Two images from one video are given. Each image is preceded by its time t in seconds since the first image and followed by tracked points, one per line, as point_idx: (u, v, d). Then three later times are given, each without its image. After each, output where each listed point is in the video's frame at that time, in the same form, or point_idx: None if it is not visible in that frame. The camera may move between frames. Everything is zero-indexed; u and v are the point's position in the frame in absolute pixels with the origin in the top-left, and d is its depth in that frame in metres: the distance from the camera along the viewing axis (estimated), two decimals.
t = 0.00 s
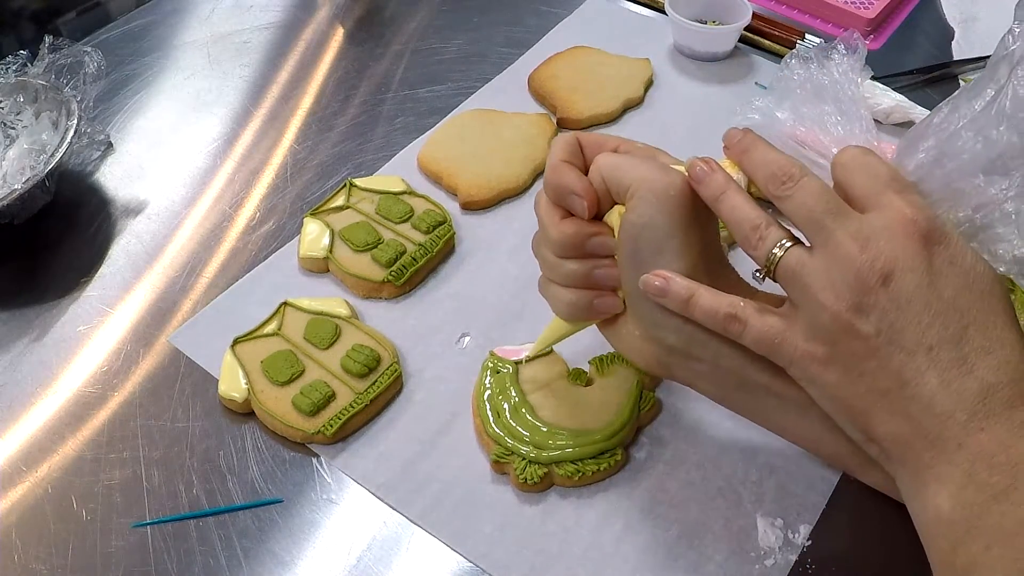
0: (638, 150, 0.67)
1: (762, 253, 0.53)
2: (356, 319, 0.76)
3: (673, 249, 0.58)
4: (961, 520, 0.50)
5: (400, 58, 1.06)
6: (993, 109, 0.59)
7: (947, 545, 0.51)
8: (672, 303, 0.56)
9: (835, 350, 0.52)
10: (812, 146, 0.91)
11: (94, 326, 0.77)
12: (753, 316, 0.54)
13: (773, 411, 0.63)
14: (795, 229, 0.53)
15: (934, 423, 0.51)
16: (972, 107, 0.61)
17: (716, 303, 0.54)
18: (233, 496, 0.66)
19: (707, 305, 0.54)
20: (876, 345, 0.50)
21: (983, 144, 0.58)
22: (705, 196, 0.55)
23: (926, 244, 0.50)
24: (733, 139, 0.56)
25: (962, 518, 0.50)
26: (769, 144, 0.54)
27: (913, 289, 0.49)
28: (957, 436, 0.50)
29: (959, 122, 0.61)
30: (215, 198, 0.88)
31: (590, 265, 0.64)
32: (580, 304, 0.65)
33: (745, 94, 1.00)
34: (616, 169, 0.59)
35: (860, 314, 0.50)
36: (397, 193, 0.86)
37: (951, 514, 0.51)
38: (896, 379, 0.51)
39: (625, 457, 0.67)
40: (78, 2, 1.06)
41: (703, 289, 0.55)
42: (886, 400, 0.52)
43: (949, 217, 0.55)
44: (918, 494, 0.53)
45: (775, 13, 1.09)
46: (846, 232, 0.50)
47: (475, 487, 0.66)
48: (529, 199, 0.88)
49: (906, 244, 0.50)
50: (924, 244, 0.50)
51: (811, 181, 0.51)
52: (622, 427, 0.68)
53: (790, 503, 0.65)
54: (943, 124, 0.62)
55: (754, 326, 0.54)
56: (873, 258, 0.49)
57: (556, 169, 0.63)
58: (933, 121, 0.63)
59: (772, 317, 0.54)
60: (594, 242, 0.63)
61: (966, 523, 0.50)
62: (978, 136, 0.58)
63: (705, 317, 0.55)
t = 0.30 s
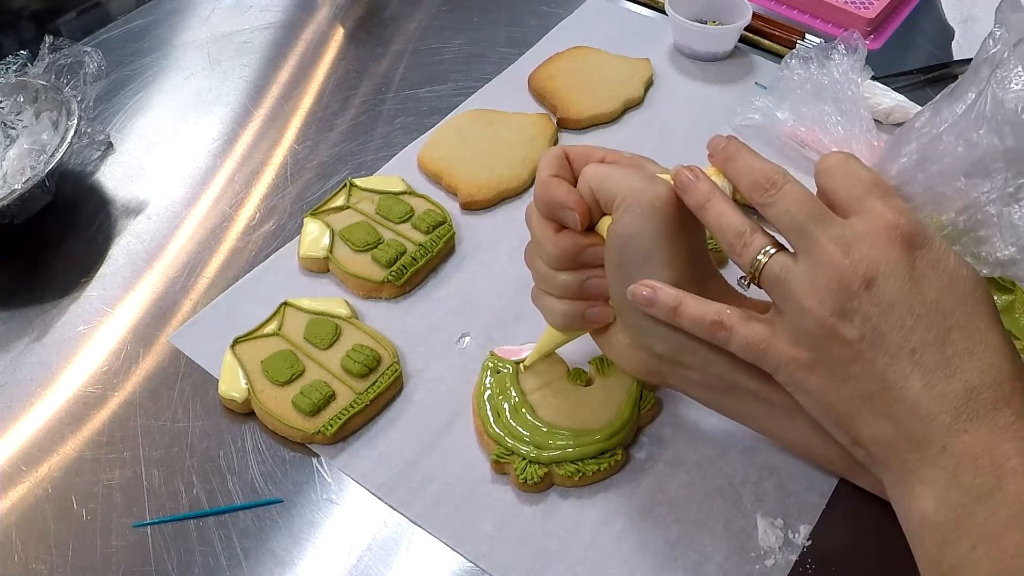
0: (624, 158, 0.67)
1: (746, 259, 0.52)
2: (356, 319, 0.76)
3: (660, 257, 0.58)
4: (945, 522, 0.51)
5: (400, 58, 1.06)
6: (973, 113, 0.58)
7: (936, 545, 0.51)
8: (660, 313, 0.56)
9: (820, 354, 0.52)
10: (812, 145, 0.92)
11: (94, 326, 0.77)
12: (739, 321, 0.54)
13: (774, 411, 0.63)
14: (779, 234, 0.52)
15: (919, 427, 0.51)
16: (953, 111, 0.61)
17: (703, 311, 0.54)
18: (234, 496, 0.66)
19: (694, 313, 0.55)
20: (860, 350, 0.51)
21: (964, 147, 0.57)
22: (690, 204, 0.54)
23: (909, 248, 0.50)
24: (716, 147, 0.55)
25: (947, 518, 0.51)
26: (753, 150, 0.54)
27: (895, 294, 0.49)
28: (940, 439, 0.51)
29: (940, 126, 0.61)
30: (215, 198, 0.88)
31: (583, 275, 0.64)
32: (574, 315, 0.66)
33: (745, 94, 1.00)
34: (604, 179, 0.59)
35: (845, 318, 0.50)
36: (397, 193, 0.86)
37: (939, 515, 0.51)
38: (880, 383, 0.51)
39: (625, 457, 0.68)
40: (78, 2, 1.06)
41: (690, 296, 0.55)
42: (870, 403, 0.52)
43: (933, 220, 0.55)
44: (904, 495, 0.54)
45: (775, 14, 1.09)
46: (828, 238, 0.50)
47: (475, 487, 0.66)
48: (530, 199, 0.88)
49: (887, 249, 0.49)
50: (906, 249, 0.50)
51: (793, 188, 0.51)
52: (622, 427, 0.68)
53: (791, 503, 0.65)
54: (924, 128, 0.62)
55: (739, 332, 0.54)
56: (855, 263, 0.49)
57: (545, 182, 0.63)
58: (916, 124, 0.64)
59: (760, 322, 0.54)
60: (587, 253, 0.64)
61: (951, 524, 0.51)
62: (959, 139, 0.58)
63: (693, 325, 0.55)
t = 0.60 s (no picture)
0: (624, 154, 0.66)
1: (746, 254, 0.52)
2: (356, 319, 0.76)
3: (660, 253, 0.58)
4: (944, 519, 0.51)
5: (400, 58, 1.06)
6: (971, 109, 0.56)
7: (932, 542, 0.52)
8: (659, 308, 0.56)
9: (819, 350, 0.52)
10: (812, 145, 0.92)
11: (94, 326, 0.77)
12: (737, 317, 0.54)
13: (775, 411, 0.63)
14: (778, 230, 0.52)
15: (919, 424, 0.51)
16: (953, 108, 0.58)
17: (703, 307, 0.54)
18: (234, 496, 0.66)
19: (693, 309, 0.54)
20: (858, 346, 0.51)
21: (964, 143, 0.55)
22: (689, 198, 0.54)
23: (908, 244, 0.50)
24: (716, 142, 0.55)
25: (945, 515, 0.51)
26: (753, 145, 0.54)
27: (894, 290, 0.49)
28: (939, 435, 0.51)
29: (941, 123, 0.58)
30: (215, 198, 0.88)
31: (587, 273, 0.65)
32: (575, 314, 0.66)
33: (745, 94, 1.00)
34: (606, 176, 0.59)
35: (844, 314, 0.50)
36: (397, 193, 0.86)
37: (939, 513, 0.51)
38: (878, 379, 0.51)
39: (625, 457, 0.67)
40: (78, 2, 1.06)
41: (689, 292, 0.55)
42: (868, 399, 0.52)
43: (932, 217, 0.55)
44: (902, 491, 0.54)
45: (775, 13, 1.09)
46: (828, 234, 0.50)
47: (476, 487, 0.66)
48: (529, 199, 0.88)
49: (886, 244, 0.49)
50: (906, 244, 0.50)
51: (793, 183, 0.51)
52: (622, 427, 0.68)
53: (791, 503, 0.65)
54: (924, 125, 0.59)
55: (738, 329, 0.54)
56: (854, 258, 0.49)
57: (548, 180, 0.63)
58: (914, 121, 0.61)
59: (759, 318, 0.54)
60: (595, 252, 0.64)
61: (949, 520, 0.51)
62: (959, 136, 0.56)
63: (691, 321, 0.55)
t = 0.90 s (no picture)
0: (619, 156, 0.66)
1: (745, 254, 0.52)
2: (356, 319, 0.76)
3: (660, 255, 0.58)
4: (945, 518, 0.51)
5: (400, 58, 1.06)
6: (970, 108, 0.57)
7: (933, 541, 0.52)
8: (657, 309, 0.56)
9: (818, 349, 0.52)
10: (812, 145, 0.92)
11: (94, 326, 0.77)
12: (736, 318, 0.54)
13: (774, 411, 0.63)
14: (777, 229, 0.52)
15: (920, 424, 0.51)
16: (952, 107, 0.58)
17: (701, 307, 0.54)
18: (234, 496, 0.66)
19: (691, 310, 0.54)
20: (858, 346, 0.51)
21: (964, 142, 0.56)
22: (687, 198, 0.55)
23: (907, 243, 0.50)
24: (713, 141, 0.55)
25: (946, 514, 0.51)
26: (750, 145, 0.54)
27: (894, 289, 0.49)
28: (940, 435, 0.51)
29: (938, 122, 0.58)
30: (215, 198, 0.88)
31: (588, 278, 0.64)
32: (577, 320, 0.65)
33: (745, 94, 1.00)
34: (603, 179, 0.59)
35: (843, 314, 0.50)
36: (397, 193, 0.86)
37: (941, 513, 0.51)
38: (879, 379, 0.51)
39: (625, 457, 0.68)
40: (78, 2, 1.06)
41: (687, 293, 0.55)
42: (868, 399, 0.52)
43: (931, 216, 0.55)
44: (902, 491, 0.54)
45: (775, 13, 1.09)
46: (827, 233, 0.50)
47: (476, 487, 0.66)
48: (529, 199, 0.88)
49: (886, 243, 0.49)
50: (905, 243, 0.50)
51: (791, 183, 0.51)
52: (622, 427, 0.68)
53: (791, 503, 0.65)
54: (922, 122, 0.59)
55: (737, 328, 0.54)
56: (854, 258, 0.49)
57: (545, 187, 0.62)
58: (912, 120, 0.61)
59: (758, 318, 0.54)
60: (596, 257, 0.64)
61: (951, 520, 0.51)
62: (958, 134, 0.56)
63: (690, 322, 0.55)
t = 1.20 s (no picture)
0: (617, 162, 0.66)
1: (749, 257, 0.52)
2: (356, 319, 0.76)
3: (664, 259, 0.58)
4: (955, 519, 0.51)
5: (400, 58, 1.06)
6: (976, 108, 0.56)
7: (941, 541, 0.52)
8: (660, 315, 0.56)
9: (825, 352, 0.52)
10: (812, 145, 0.92)
11: (94, 326, 0.77)
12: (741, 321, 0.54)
13: (775, 413, 0.62)
14: (781, 231, 0.52)
15: (928, 425, 0.51)
16: (953, 108, 0.58)
17: (706, 312, 0.54)
18: (234, 496, 0.66)
19: (696, 314, 0.54)
20: (865, 347, 0.50)
21: (967, 143, 0.56)
22: (688, 201, 0.54)
23: (913, 244, 0.50)
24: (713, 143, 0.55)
25: (958, 514, 0.51)
26: (751, 146, 0.54)
27: (901, 290, 0.49)
28: (949, 436, 0.51)
29: (942, 122, 0.58)
30: (215, 198, 0.88)
31: (594, 287, 0.64)
32: (583, 330, 0.65)
33: (745, 94, 1.00)
34: (604, 185, 0.59)
35: (851, 316, 0.50)
36: (396, 193, 0.86)
37: (948, 514, 0.52)
38: (887, 381, 0.51)
39: (625, 457, 0.68)
40: (78, 2, 1.06)
41: (691, 298, 0.55)
42: (876, 401, 0.52)
43: (935, 217, 0.55)
44: (910, 491, 0.54)
45: (775, 13, 1.09)
46: (832, 234, 0.49)
47: (476, 487, 0.66)
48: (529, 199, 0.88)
49: (892, 244, 0.49)
50: (911, 243, 0.50)
51: (796, 184, 0.51)
52: (622, 427, 0.68)
53: (791, 503, 0.65)
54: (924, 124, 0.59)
55: (743, 333, 0.53)
56: (861, 259, 0.49)
57: (545, 197, 0.62)
58: (915, 120, 0.61)
59: (763, 321, 0.54)
60: (601, 265, 0.63)
61: (961, 520, 0.51)
62: (962, 135, 0.56)
63: (694, 327, 0.54)
